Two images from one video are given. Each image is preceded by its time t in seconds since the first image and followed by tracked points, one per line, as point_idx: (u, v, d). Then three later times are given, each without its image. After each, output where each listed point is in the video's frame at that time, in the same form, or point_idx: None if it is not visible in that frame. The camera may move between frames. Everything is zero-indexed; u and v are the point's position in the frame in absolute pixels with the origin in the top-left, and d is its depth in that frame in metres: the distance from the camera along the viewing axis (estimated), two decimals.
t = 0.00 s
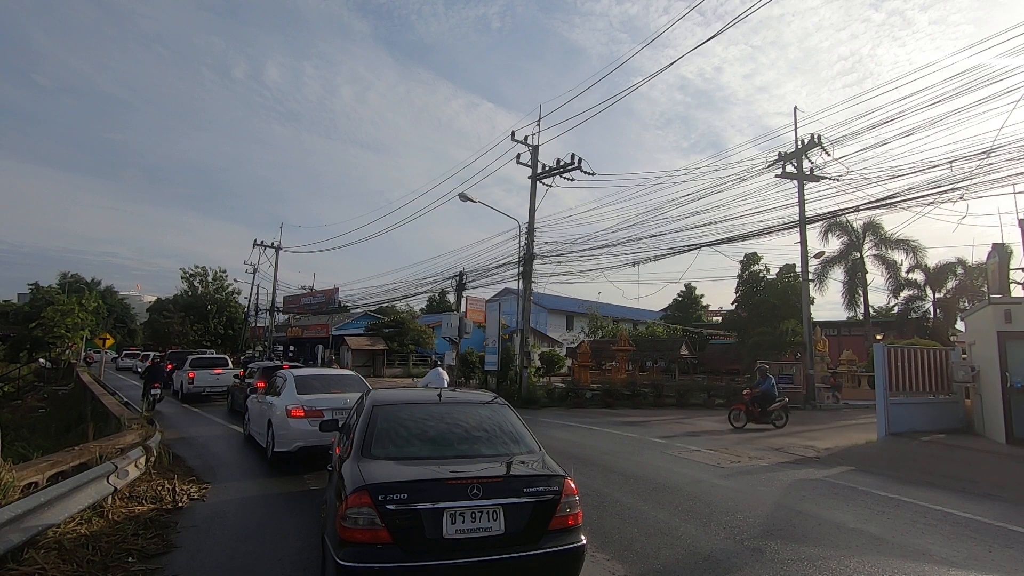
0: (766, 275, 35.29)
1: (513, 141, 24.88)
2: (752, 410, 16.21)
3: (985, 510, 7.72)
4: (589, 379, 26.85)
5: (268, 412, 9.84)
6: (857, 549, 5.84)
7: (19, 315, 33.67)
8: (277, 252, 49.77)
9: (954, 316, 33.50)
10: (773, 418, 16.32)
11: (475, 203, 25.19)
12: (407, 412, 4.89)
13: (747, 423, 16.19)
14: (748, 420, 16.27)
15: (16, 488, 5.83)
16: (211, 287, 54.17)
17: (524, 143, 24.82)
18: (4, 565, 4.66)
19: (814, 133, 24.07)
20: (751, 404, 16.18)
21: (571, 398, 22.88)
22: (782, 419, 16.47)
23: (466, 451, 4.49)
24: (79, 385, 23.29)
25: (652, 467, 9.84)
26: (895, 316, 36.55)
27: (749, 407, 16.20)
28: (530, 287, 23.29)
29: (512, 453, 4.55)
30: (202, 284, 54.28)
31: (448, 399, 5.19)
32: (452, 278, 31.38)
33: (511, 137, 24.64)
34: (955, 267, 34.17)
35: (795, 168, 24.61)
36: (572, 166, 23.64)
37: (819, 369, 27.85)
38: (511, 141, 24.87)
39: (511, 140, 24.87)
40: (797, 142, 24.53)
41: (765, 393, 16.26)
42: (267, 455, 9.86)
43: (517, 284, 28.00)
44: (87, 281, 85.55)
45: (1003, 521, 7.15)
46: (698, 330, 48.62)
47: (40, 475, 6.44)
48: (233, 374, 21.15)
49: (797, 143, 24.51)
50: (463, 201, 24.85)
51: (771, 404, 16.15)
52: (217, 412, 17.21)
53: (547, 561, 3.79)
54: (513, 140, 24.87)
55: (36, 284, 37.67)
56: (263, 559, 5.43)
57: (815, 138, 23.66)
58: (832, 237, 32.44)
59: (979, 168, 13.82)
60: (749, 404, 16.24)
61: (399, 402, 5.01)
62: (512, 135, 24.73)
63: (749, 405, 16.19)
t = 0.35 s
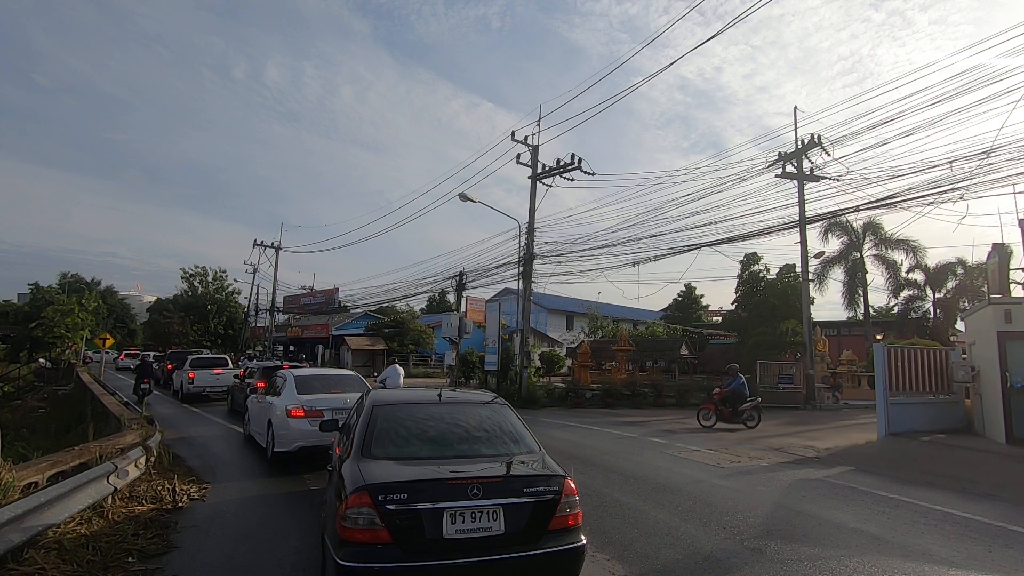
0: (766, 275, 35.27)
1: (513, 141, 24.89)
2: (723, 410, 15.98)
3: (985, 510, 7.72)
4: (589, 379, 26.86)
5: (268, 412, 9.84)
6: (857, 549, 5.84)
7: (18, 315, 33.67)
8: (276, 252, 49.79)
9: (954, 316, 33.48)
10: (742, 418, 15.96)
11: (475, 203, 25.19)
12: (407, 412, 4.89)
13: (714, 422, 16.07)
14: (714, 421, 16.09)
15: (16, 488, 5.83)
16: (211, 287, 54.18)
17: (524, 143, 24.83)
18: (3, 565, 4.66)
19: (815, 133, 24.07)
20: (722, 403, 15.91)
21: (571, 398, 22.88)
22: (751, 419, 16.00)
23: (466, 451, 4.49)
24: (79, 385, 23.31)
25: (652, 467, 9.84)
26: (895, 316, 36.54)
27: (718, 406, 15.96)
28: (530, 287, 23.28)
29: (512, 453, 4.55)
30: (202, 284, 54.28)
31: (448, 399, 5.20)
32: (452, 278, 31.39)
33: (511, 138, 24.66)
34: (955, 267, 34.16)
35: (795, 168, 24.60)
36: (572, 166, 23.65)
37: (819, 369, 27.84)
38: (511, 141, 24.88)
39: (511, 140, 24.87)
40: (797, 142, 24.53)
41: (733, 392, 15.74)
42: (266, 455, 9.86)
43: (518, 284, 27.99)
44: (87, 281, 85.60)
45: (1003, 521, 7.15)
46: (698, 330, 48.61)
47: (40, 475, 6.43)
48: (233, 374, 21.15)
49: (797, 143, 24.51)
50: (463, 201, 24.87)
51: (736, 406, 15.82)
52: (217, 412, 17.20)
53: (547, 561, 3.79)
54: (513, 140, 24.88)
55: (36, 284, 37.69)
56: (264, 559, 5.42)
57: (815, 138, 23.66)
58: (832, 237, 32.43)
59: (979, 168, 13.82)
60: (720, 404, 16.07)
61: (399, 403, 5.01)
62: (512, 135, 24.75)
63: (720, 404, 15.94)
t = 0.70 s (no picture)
0: (766, 275, 35.26)
1: (513, 141, 24.91)
2: (690, 410, 16.01)
3: (985, 510, 7.71)
4: (589, 379, 26.87)
5: (268, 412, 9.83)
6: (856, 548, 5.83)
7: (18, 315, 33.67)
8: (277, 252, 49.84)
9: (954, 316, 33.49)
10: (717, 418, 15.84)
11: (475, 204, 25.21)
12: (407, 412, 4.89)
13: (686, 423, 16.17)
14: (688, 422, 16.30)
15: (16, 488, 5.82)
16: (211, 287, 54.23)
17: (523, 143, 24.87)
18: (3, 565, 4.66)
19: (814, 133, 24.06)
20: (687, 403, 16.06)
21: (571, 398, 22.89)
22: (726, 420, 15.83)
23: (466, 451, 4.49)
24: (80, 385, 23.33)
25: (653, 467, 9.83)
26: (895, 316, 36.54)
27: (682, 407, 16.09)
28: (530, 287, 23.27)
29: (512, 453, 4.55)
30: (202, 284, 54.28)
31: (448, 399, 5.19)
32: (453, 278, 31.42)
33: (511, 138, 24.68)
34: (955, 267, 34.17)
35: (795, 168, 24.60)
36: (572, 166, 23.67)
37: (819, 369, 27.85)
38: (511, 141, 24.90)
39: (511, 141, 24.90)
40: (797, 142, 24.53)
41: (705, 393, 15.76)
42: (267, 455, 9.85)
43: (517, 284, 28.00)
44: (87, 281, 85.62)
45: (1003, 521, 7.14)
46: (698, 330, 48.61)
47: (40, 475, 6.43)
48: (233, 374, 21.15)
49: (797, 143, 24.51)
50: (463, 201, 24.92)
51: (710, 406, 15.72)
52: (217, 412, 17.21)
53: (547, 561, 3.79)
54: (513, 140, 24.90)
55: (36, 284, 37.66)
56: (263, 559, 5.43)
57: (815, 138, 23.65)
58: (832, 237, 32.44)
59: (978, 169, 13.85)
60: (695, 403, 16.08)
61: (399, 402, 5.02)
62: (512, 135, 24.76)
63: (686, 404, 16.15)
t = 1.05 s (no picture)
0: (766, 275, 35.23)
1: (513, 141, 24.90)
2: (670, 409, 16.01)
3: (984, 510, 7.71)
4: (588, 379, 26.88)
5: (268, 412, 9.83)
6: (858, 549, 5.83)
7: (18, 315, 33.65)
8: (276, 252, 49.86)
9: (954, 316, 33.49)
10: (698, 417, 15.84)
11: (475, 204, 25.22)
12: (407, 412, 4.89)
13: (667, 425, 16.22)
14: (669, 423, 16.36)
15: (16, 488, 5.83)
16: (211, 287, 54.25)
17: (523, 143, 24.86)
18: (3, 565, 4.66)
19: (814, 133, 24.05)
20: (668, 402, 16.05)
21: (571, 398, 22.90)
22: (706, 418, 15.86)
23: (466, 451, 4.49)
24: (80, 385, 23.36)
25: (653, 467, 9.82)
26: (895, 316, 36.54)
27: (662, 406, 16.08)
28: (530, 287, 23.27)
29: (513, 453, 4.55)
30: (202, 284, 54.28)
31: (448, 399, 5.19)
32: (452, 278, 31.43)
33: (511, 138, 24.67)
34: (955, 267, 34.17)
35: (795, 168, 24.59)
36: (571, 166, 23.67)
37: (819, 369, 27.85)
38: (511, 141, 24.89)
39: (511, 141, 24.89)
40: (796, 142, 24.52)
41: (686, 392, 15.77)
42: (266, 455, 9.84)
43: (517, 284, 28.02)
44: (86, 281, 85.56)
45: (1002, 521, 7.14)
46: (698, 330, 48.61)
47: (40, 475, 6.43)
48: (233, 374, 21.15)
49: (797, 143, 24.50)
50: (463, 201, 24.93)
51: (692, 405, 15.73)
52: (217, 412, 17.21)
53: (547, 561, 3.79)
54: (513, 140, 24.89)
55: (36, 284, 37.71)
56: (263, 559, 5.43)
57: (815, 138, 23.62)
58: (832, 237, 32.42)
59: (978, 168, 13.84)
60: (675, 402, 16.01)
61: (399, 402, 5.01)
62: (512, 135, 24.76)
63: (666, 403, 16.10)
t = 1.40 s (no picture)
0: (766, 275, 35.21)
1: (513, 141, 24.91)
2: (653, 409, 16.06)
3: (984, 510, 7.71)
4: (588, 379, 26.88)
5: (268, 412, 9.83)
6: (857, 549, 5.82)
7: (18, 315, 33.69)
8: (277, 252, 49.85)
9: (954, 316, 33.50)
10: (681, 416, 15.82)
11: (475, 204, 25.22)
12: (407, 412, 4.89)
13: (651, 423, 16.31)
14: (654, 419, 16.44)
15: (16, 488, 5.83)
16: (211, 287, 54.26)
17: (523, 143, 24.86)
18: (3, 565, 4.65)
19: (815, 133, 24.03)
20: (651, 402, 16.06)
21: (571, 399, 22.90)
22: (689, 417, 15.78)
23: (466, 452, 4.49)
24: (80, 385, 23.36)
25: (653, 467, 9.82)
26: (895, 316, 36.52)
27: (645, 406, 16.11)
28: (530, 287, 23.26)
29: (512, 452, 4.55)
30: (202, 284, 54.27)
31: (448, 399, 5.19)
32: (453, 278, 31.44)
33: (511, 138, 24.67)
34: (955, 267, 34.17)
35: (795, 168, 24.57)
36: (572, 166, 23.67)
37: (819, 369, 27.84)
38: (511, 141, 24.90)
39: (511, 141, 24.89)
40: (797, 142, 24.49)
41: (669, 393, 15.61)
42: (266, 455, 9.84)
43: (517, 283, 28.02)
44: (87, 281, 85.58)
45: (1002, 521, 7.14)
46: (698, 330, 48.60)
47: (40, 475, 6.43)
48: (233, 374, 21.16)
49: (797, 143, 24.47)
50: (463, 201, 24.95)
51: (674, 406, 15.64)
52: (217, 412, 17.21)
53: (547, 561, 3.79)
54: (513, 140, 24.89)
55: (37, 284, 37.73)
56: (264, 559, 5.42)
57: (815, 138, 23.62)
58: (832, 237, 32.43)
59: (978, 168, 13.84)
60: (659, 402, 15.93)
61: (399, 402, 5.01)
62: (512, 135, 24.79)
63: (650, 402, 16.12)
